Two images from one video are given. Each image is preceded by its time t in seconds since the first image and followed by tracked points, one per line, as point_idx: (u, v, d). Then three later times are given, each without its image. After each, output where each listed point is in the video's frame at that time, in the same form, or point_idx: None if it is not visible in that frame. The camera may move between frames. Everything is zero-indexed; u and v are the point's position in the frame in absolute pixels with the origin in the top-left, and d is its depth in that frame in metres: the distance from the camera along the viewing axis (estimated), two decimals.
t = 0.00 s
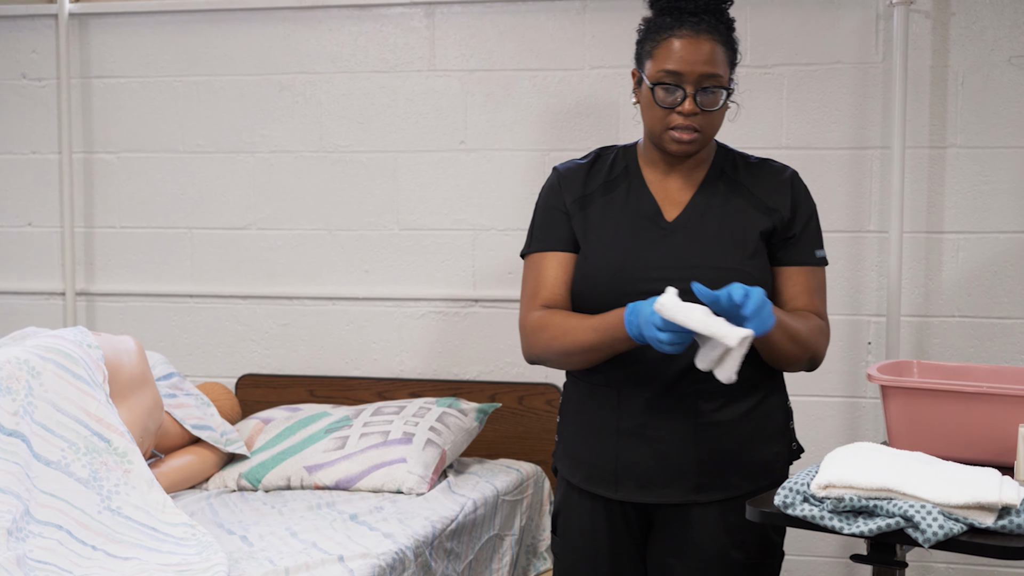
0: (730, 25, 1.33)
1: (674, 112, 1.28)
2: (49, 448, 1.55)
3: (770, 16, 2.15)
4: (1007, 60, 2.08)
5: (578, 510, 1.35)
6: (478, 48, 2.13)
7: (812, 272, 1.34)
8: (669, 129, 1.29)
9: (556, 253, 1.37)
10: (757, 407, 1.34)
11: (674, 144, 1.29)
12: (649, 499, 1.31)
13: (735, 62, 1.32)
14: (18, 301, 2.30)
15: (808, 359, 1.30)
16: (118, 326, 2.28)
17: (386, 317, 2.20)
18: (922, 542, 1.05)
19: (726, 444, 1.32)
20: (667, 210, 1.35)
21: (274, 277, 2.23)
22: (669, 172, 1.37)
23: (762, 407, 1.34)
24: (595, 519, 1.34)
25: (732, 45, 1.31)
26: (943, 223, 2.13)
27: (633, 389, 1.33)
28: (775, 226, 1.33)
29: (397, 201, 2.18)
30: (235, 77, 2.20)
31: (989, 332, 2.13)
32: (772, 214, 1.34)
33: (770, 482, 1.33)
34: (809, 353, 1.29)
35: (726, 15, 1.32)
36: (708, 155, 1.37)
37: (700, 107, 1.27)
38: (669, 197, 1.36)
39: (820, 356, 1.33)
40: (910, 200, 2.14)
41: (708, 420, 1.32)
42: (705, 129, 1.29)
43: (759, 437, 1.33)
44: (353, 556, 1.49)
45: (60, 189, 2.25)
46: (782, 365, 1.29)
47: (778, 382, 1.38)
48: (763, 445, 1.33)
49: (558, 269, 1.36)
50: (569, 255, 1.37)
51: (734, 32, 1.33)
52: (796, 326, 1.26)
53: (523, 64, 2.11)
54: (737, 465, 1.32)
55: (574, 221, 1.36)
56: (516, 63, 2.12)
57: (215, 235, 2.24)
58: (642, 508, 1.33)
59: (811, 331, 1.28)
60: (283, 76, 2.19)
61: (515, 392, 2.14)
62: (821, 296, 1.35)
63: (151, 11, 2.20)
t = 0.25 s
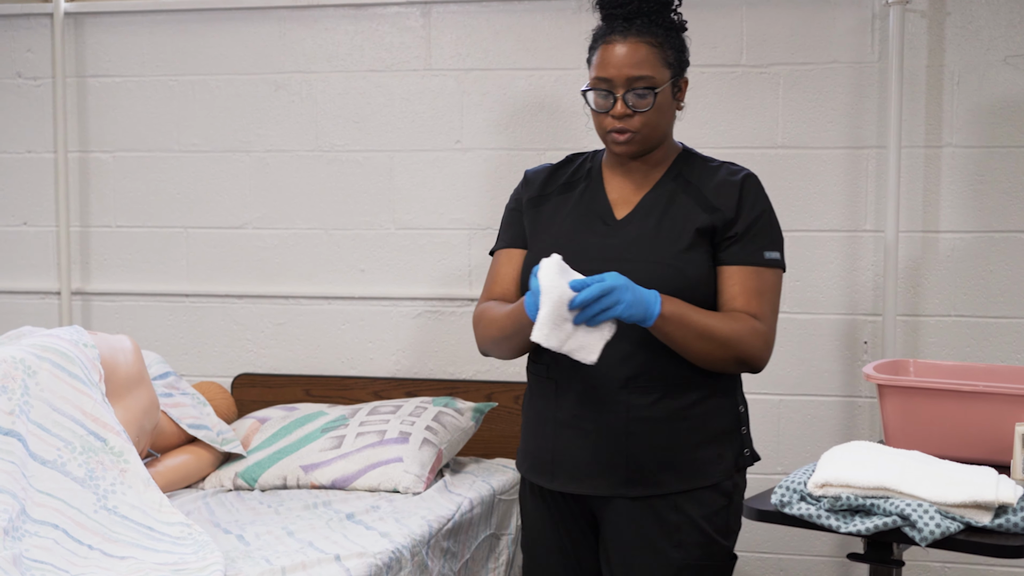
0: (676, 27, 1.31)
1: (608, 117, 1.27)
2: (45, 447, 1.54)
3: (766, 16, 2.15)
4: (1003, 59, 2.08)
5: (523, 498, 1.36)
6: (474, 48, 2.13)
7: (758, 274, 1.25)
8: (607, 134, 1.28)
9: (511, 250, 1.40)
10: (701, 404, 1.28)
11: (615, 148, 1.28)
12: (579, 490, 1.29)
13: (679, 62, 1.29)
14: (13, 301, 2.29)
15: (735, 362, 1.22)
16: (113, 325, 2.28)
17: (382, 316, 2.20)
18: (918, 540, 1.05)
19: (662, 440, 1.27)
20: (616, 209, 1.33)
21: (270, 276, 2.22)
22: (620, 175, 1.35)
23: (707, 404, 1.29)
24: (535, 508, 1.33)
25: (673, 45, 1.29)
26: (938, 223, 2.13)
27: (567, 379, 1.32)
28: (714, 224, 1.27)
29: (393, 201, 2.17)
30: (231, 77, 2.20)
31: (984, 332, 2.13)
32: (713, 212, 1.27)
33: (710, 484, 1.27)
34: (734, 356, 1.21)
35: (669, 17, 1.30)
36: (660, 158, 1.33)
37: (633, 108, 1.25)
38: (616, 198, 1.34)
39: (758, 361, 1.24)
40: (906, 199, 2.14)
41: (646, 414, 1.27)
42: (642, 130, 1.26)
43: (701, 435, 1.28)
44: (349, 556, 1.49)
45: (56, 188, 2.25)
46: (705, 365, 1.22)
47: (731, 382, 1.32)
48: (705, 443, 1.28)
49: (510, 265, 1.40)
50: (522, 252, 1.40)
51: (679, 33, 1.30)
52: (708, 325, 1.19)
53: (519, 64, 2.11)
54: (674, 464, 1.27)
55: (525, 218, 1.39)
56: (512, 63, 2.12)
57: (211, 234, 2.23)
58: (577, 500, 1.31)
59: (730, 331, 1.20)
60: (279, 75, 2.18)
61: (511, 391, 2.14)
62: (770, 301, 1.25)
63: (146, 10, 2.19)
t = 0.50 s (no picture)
0: (639, 31, 1.27)
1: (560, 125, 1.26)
2: (43, 447, 1.54)
3: (764, 16, 2.15)
4: (1000, 59, 2.09)
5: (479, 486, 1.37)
6: (472, 47, 2.13)
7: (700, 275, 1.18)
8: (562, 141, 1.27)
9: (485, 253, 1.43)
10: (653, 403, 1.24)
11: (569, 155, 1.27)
12: (518, 479, 1.28)
13: (638, 67, 1.25)
14: (10, 301, 2.28)
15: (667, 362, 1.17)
16: (110, 325, 2.27)
17: (380, 316, 2.20)
18: (917, 539, 1.05)
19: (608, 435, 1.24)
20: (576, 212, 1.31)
21: (268, 276, 2.22)
22: (586, 181, 1.33)
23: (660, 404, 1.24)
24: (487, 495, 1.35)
25: (632, 50, 1.25)
26: (935, 223, 2.14)
27: (514, 371, 1.32)
28: (658, 225, 1.22)
29: (391, 201, 2.17)
30: (229, 77, 2.19)
31: (981, 331, 2.14)
32: (657, 213, 1.23)
33: (650, 487, 1.21)
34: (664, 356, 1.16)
35: (631, 21, 1.26)
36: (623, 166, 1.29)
37: (581, 116, 1.23)
38: (580, 203, 1.32)
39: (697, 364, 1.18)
40: (903, 199, 2.15)
41: (594, 407, 1.24)
42: (590, 136, 1.23)
43: (649, 434, 1.23)
44: (347, 555, 1.49)
45: (53, 188, 2.24)
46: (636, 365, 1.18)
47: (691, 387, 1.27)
48: (653, 444, 1.23)
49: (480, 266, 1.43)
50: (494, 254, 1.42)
51: (641, 37, 1.26)
52: (634, 321, 1.15)
53: (517, 64, 2.11)
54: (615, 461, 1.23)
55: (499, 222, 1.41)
56: (510, 63, 2.12)
57: (209, 234, 2.23)
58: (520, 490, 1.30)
59: (659, 329, 1.15)
60: (276, 75, 2.18)
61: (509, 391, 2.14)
62: (716, 304, 1.19)
63: (143, 10, 2.19)
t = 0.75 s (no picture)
0: (599, 31, 1.25)
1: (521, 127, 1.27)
2: (41, 448, 1.54)
3: (761, 16, 2.16)
4: (997, 60, 2.09)
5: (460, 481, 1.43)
6: (469, 48, 2.12)
7: (632, 267, 1.15)
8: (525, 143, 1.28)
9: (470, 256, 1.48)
10: (594, 402, 1.24)
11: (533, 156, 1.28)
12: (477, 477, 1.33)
13: (592, 67, 1.23)
14: (8, 301, 2.28)
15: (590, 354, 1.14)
16: (108, 325, 2.27)
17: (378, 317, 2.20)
18: (915, 539, 1.05)
19: (546, 436, 1.26)
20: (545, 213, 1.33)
21: (265, 277, 2.22)
22: (558, 185, 1.34)
23: (601, 403, 1.24)
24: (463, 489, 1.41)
25: (587, 50, 1.23)
26: (933, 223, 2.14)
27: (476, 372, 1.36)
28: (596, 221, 1.22)
29: (389, 201, 2.17)
30: (226, 77, 2.19)
31: (978, 331, 2.14)
32: (600, 209, 1.22)
33: (587, 486, 1.22)
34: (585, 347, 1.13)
35: (590, 21, 1.25)
36: (582, 165, 1.28)
37: (532, 117, 1.24)
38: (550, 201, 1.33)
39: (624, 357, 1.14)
40: (900, 200, 2.15)
41: (536, 409, 1.27)
42: (545, 138, 1.24)
43: (588, 433, 1.24)
44: (345, 555, 1.49)
45: (50, 188, 2.24)
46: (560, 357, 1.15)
47: (640, 385, 1.25)
48: (591, 444, 1.23)
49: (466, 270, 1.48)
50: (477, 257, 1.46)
51: (598, 37, 1.24)
52: (544, 305, 1.12)
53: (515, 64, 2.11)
54: (553, 461, 1.25)
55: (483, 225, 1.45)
56: (508, 63, 2.12)
57: (207, 234, 2.23)
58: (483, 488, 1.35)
59: (573, 314, 1.12)
60: (274, 76, 2.18)
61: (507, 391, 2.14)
62: (649, 296, 1.14)
63: (141, 10, 2.19)
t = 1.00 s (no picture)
0: (540, 28, 1.25)
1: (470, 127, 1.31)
2: (39, 446, 1.54)
3: (759, 16, 2.16)
4: (995, 59, 2.09)
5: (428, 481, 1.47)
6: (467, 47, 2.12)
7: (546, 274, 1.15)
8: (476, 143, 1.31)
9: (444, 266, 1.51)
10: (532, 414, 1.26)
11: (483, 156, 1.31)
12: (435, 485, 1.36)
13: (526, 63, 1.23)
14: (5, 301, 2.28)
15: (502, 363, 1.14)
16: (106, 325, 2.27)
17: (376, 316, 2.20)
18: (913, 538, 1.05)
19: (486, 447, 1.28)
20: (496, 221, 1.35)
21: (263, 277, 2.22)
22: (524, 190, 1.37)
23: (539, 414, 1.25)
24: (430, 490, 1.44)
25: (522, 47, 1.23)
26: (931, 223, 2.14)
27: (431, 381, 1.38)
28: (523, 228, 1.23)
29: (387, 201, 2.17)
30: (224, 77, 2.19)
31: (976, 331, 2.14)
32: (532, 215, 1.23)
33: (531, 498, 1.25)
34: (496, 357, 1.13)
35: (532, 18, 1.25)
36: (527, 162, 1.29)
37: (471, 120, 1.27)
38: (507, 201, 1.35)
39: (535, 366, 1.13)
40: (899, 199, 2.15)
41: (481, 420, 1.28)
42: (485, 139, 1.27)
43: (526, 446, 1.26)
44: (344, 555, 1.49)
45: (48, 187, 2.24)
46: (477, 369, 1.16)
47: (581, 393, 1.25)
48: (528, 455, 1.26)
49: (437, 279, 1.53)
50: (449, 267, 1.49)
51: (537, 33, 1.24)
52: (452, 314, 1.13)
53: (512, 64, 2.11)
54: (494, 472, 1.27)
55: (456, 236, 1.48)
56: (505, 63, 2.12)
57: (205, 234, 2.23)
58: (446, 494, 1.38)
59: (483, 322, 1.12)
60: (271, 75, 2.18)
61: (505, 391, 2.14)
62: (563, 304, 1.13)
63: (138, 10, 2.19)
